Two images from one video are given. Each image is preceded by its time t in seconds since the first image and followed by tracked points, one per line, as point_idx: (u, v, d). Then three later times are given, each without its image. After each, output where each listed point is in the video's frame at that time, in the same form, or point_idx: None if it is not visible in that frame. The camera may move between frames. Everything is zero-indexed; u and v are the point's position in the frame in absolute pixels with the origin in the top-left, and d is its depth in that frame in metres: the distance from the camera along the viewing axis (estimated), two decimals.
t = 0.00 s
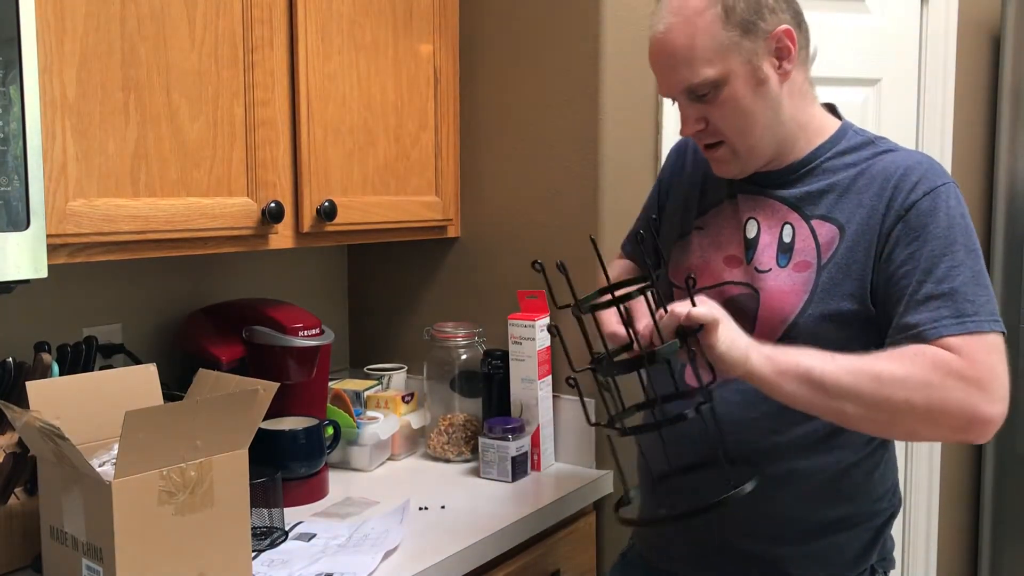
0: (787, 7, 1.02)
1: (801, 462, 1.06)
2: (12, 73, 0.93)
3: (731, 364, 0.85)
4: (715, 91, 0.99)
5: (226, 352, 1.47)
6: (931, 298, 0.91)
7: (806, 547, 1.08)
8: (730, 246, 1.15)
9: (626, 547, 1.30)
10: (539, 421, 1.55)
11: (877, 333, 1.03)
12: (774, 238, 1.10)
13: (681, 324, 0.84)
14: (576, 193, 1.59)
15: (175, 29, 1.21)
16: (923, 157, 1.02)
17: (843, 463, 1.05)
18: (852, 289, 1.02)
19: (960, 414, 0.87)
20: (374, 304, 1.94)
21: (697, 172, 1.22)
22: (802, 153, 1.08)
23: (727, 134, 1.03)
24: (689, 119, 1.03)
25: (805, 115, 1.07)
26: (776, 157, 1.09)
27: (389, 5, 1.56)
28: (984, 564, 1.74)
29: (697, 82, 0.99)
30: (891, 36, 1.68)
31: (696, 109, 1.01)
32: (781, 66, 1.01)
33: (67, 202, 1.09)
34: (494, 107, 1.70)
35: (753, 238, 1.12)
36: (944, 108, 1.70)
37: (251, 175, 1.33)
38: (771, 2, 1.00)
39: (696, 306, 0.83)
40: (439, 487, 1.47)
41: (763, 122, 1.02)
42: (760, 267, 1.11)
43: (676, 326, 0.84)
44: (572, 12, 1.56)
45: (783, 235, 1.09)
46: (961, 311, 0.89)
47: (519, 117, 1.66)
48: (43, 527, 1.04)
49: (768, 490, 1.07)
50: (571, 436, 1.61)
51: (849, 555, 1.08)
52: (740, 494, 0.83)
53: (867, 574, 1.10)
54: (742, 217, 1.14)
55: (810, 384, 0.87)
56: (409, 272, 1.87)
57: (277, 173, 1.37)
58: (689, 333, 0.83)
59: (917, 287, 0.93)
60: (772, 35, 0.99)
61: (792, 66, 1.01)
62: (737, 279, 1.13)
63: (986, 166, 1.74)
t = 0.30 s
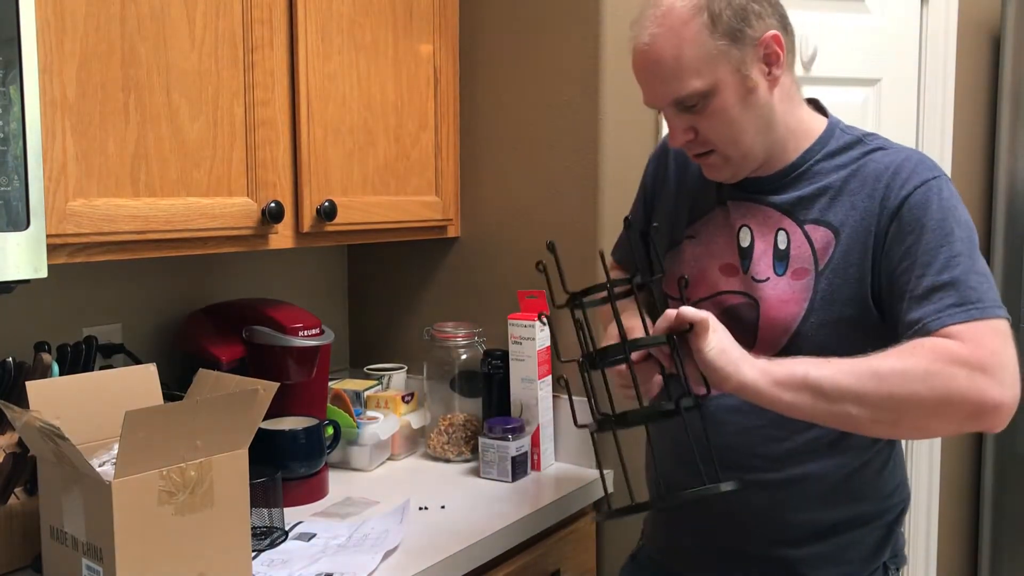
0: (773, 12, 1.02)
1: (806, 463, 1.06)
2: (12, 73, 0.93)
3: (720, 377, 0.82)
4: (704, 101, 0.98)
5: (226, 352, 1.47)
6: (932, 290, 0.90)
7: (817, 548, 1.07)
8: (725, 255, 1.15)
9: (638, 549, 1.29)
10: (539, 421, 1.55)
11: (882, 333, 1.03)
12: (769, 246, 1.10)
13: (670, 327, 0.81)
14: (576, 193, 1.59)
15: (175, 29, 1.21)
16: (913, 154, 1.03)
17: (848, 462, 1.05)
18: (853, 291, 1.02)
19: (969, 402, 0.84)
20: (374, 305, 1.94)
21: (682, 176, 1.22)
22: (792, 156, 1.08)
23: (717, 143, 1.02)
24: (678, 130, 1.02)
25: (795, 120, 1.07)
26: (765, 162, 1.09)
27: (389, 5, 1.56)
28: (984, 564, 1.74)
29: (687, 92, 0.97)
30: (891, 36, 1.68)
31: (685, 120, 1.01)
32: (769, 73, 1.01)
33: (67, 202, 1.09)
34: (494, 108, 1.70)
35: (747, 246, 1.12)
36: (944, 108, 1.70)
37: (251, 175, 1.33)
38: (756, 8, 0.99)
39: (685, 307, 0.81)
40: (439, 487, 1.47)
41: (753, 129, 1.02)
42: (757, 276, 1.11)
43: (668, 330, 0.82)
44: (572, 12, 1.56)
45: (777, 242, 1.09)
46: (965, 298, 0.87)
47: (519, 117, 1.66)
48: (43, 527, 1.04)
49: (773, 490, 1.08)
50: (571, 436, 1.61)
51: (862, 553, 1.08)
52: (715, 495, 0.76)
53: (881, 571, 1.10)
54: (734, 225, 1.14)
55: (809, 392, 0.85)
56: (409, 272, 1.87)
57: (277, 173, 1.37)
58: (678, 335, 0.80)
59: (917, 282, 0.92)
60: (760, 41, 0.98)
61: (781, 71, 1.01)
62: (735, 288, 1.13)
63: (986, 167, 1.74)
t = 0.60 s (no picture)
0: (762, 6, 1.02)
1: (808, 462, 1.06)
2: (11, 73, 0.93)
3: (729, 373, 0.83)
4: (694, 97, 0.98)
5: (226, 352, 1.47)
6: (939, 281, 0.90)
7: (820, 547, 1.07)
8: (719, 253, 1.15)
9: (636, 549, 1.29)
10: (539, 420, 1.55)
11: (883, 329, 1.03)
12: (766, 243, 1.10)
13: (675, 324, 0.82)
14: (576, 193, 1.59)
15: (175, 29, 1.21)
16: (908, 146, 1.03)
17: (850, 461, 1.06)
18: (856, 285, 1.02)
19: (981, 392, 0.83)
20: (374, 305, 1.94)
21: (670, 176, 1.22)
22: (786, 152, 1.08)
23: (708, 138, 1.02)
24: (670, 127, 1.03)
25: (787, 114, 1.07)
26: (758, 158, 1.08)
27: (389, 5, 1.56)
28: (984, 564, 1.74)
29: (678, 88, 0.98)
30: (892, 36, 1.68)
31: (675, 116, 1.01)
32: (760, 66, 1.00)
33: (67, 202, 1.09)
34: (494, 108, 1.70)
35: (743, 245, 1.12)
36: (944, 107, 1.70)
37: (251, 175, 1.33)
38: (745, 3, 0.99)
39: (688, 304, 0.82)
40: (439, 487, 1.47)
41: (745, 124, 1.02)
42: (754, 274, 1.11)
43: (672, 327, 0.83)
44: (572, 11, 1.56)
45: (774, 238, 1.09)
46: (971, 288, 0.87)
47: (519, 117, 1.66)
48: (43, 527, 1.04)
49: (774, 489, 1.08)
50: (571, 436, 1.61)
51: (865, 552, 1.08)
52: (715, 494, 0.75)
53: (883, 571, 1.10)
54: (729, 222, 1.14)
55: (820, 386, 0.86)
56: (409, 272, 1.87)
57: (277, 173, 1.37)
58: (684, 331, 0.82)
59: (923, 274, 0.92)
60: (749, 35, 0.98)
61: (772, 65, 1.01)
62: (730, 287, 1.13)
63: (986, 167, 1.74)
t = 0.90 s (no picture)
0: (762, 6, 1.02)
1: (807, 463, 1.06)
2: (11, 73, 0.93)
3: (718, 366, 0.81)
4: (693, 94, 0.98)
5: (226, 351, 1.47)
6: (929, 287, 0.90)
7: (819, 547, 1.07)
8: (716, 252, 1.15)
9: (636, 549, 1.29)
10: (539, 420, 1.55)
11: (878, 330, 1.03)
12: (761, 242, 1.10)
13: (666, 314, 0.78)
14: (576, 193, 1.59)
15: (175, 29, 1.21)
16: (906, 149, 1.03)
17: (849, 461, 1.06)
18: (848, 288, 1.02)
19: (966, 400, 0.83)
20: (374, 305, 1.94)
21: (669, 175, 1.22)
22: (783, 152, 1.08)
23: (707, 136, 1.02)
24: (668, 125, 1.02)
25: (785, 115, 1.07)
26: (756, 158, 1.08)
27: (389, 5, 1.56)
28: (984, 564, 1.74)
29: (676, 86, 0.97)
30: (892, 36, 1.67)
31: (675, 113, 1.00)
32: (759, 65, 1.00)
33: (67, 202, 1.09)
34: (494, 108, 1.70)
35: (740, 244, 1.12)
36: (944, 107, 1.70)
37: (251, 175, 1.33)
38: (744, 1, 0.99)
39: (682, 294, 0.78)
40: (439, 487, 1.47)
41: (744, 122, 1.02)
42: (750, 274, 1.11)
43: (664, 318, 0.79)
44: (572, 11, 1.56)
45: (770, 238, 1.09)
46: (962, 295, 0.87)
47: (519, 116, 1.66)
48: (43, 527, 1.04)
49: (774, 490, 1.08)
50: (571, 436, 1.61)
51: (865, 552, 1.08)
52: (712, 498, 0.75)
53: (882, 571, 1.10)
54: (726, 221, 1.14)
55: (806, 384, 0.85)
56: (409, 272, 1.87)
57: (277, 173, 1.37)
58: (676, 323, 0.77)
59: (913, 278, 0.92)
60: (748, 33, 0.99)
61: (770, 64, 1.01)
62: (727, 286, 1.13)
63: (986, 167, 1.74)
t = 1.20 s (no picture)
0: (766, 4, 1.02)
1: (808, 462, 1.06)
2: (11, 73, 0.93)
3: (718, 365, 0.81)
4: (694, 89, 0.98)
5: (226, 352, 1.47)
6: (929, 290, 0.90)
7: (820, 547, 1.07)
8: (717, 253, 1.15)
9: (637, 549, 1.29)
10: (539, 421, 1.55)
11: (877, 330, 1.03)
12: (762, 242, 1.10)
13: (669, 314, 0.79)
14: (576, 193, 1.59)
15: (175, 29, 1.21)
16: (908, 151, 1.03)
17: (849, 462, 1.05)
18: (847, 289, 1.03)
19: (963, 404, 0.83)
20: (374, 305, 1.94)
21: (673, 176, 1.23)
22: (785, 153, 1.08)
23: (707, 131, 1.02)
24: (668, 119, 1.02)
25: (787, 115, 1.07)
26: (756, 158, 1.08)
27: (389, 5, 1.56)
28: (984, 564, 1.74)
29: (675, 82, 0.98)
30: (892, 36, 1.67)
31: (675, 109, 1.00)
32: (760, 64, 1.01)
33: (67, 202, 1.09)
34: (494, 108, 1.70)
35: (741, 244, 1.12)
36: (944, 108, 1.70)
37: (251, 175, 1.33)
38: None
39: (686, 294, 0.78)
40: (439, 487, 1.47)
41: (744, 119, 1.02)
42: (751, 274, 1.11)
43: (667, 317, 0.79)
44: (572, 11, 1.56)
45: (771, 238, 1.09)
46: (961, 299, 0.87)
47: (519, 117, 1.66)
48: (43, 527, 1.04)
49: (774, 490, 1.08)
50: (571, 436, 1.61)
51: (865, 553, 1.07)
52: (712, 495, 0.77)
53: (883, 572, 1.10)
54: (727, 222, 1.14)
55: (804, 385, 0.85)
56: (409, 272, 1.87)
57: (277, 173, 1.37)
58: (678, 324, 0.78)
59: (914, 281, 0.92)
60: (750, 31, 0.99)
61: (772, 62, 1.02)
62: (728, 286, 1.13)
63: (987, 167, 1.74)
